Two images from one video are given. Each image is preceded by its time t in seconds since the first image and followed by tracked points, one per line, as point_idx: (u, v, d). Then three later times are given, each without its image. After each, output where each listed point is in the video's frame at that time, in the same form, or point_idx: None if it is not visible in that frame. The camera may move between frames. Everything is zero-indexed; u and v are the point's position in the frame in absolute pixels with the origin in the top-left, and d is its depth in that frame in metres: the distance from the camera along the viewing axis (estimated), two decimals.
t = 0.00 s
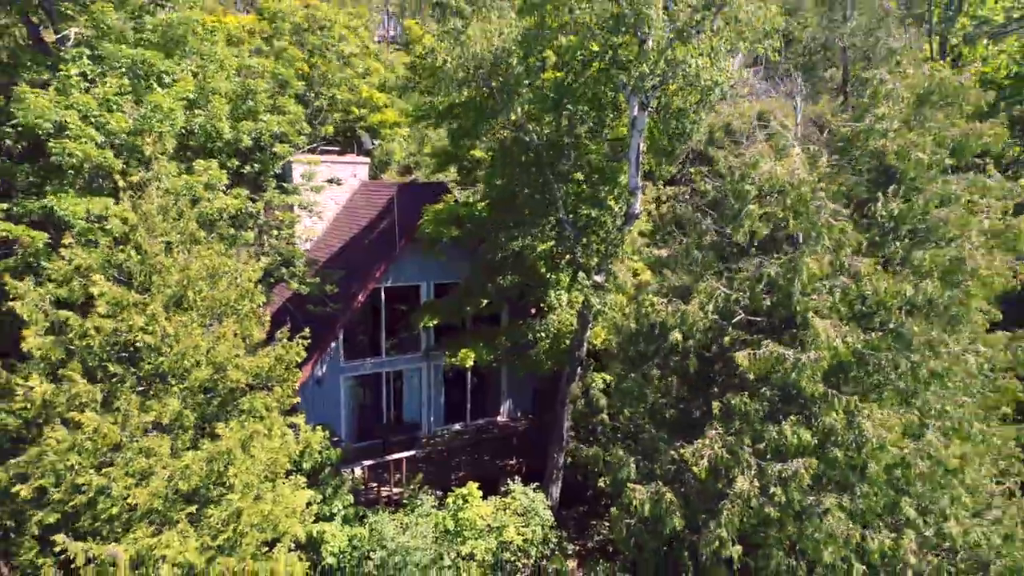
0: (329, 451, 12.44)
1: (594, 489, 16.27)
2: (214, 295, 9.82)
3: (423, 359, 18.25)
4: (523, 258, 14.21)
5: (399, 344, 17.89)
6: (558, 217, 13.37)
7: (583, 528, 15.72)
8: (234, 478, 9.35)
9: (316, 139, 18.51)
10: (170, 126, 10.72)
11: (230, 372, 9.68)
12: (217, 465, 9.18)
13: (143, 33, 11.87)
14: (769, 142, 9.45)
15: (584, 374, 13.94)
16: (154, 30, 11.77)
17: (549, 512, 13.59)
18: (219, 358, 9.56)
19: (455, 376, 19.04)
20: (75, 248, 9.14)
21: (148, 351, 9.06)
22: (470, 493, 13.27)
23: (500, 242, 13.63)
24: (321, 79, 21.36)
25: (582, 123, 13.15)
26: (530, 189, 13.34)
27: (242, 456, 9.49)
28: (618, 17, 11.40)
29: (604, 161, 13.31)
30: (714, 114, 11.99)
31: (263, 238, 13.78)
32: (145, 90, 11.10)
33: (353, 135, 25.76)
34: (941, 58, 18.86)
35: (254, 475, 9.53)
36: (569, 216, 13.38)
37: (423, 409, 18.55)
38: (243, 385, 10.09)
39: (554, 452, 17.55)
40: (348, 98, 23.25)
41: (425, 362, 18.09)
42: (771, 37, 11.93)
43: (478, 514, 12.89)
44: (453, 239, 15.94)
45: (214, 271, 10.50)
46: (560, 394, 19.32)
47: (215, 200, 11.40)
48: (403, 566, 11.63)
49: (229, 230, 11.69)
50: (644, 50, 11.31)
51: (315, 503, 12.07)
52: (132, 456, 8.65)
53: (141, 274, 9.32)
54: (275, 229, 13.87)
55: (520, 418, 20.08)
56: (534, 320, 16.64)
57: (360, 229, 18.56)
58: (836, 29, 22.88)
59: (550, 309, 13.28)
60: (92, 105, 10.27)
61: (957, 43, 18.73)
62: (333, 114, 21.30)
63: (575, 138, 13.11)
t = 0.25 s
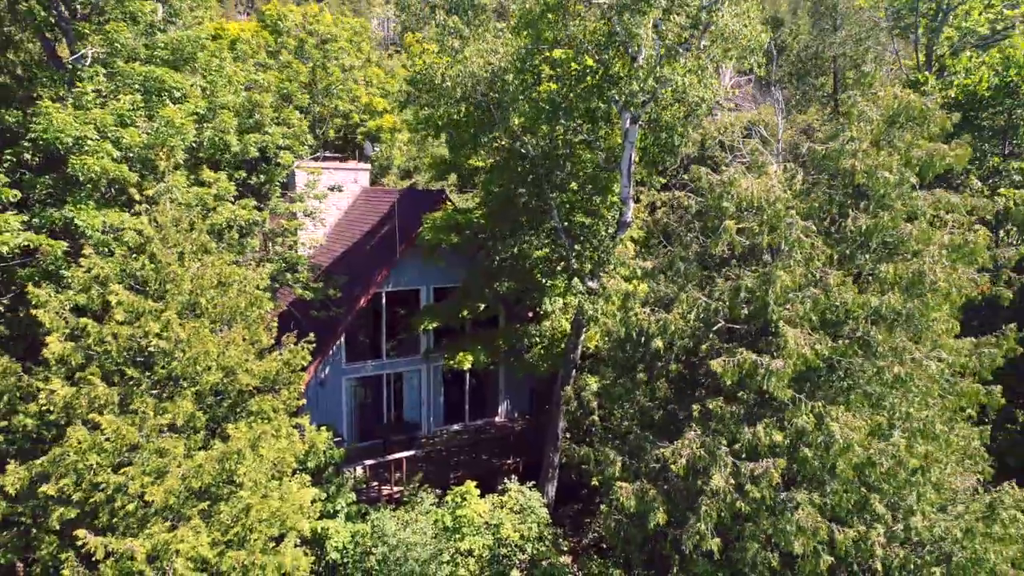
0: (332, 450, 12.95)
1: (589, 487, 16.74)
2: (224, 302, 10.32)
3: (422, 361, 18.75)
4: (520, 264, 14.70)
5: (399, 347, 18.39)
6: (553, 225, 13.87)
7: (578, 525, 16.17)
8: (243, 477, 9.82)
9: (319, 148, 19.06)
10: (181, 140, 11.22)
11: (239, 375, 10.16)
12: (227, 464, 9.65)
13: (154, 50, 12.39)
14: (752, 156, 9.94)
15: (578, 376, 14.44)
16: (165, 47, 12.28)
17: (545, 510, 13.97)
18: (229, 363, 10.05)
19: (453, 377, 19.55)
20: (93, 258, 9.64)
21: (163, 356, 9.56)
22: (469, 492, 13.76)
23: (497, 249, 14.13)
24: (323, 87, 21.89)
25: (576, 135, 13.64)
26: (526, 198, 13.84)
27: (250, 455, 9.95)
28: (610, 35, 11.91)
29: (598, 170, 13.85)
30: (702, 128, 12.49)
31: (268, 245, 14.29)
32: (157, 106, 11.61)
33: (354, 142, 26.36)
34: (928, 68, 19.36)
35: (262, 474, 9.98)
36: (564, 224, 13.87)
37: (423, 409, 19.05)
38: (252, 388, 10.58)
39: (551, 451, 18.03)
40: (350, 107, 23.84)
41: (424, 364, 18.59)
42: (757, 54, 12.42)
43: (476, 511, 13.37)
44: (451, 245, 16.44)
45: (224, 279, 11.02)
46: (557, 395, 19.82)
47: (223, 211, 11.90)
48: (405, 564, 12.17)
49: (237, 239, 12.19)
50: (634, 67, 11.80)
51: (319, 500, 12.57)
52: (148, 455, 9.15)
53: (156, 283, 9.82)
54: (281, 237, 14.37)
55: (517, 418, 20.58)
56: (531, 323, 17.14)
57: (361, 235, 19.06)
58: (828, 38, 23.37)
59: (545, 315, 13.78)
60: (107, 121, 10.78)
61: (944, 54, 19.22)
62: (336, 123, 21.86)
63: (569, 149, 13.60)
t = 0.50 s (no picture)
0: (334, 452, 13.39)
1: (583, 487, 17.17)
2: (232, 310, 10.80)
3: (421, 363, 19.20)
4: (515, 270, 15.12)
5: (398, 349, 18.86)
6: (548, 233, 14.31)
7: (573, 524, 16.59)
8: (248, 478, 10.23)
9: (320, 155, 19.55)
10: (189, 153, 11.67)
11: (245, 379, 10.63)
12: (233, 465, 10.07)
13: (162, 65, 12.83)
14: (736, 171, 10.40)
15: (573, 380, 14.85)
16: (173, 63, 12.73)
17: (540, 509, 14.36)
18: (236, 368, 10.50)
19: (452, 379, 20.01)
20: (106, 269, 10.09)
21: (172, 361, 10.00)
22: (466, 491, 14.18)
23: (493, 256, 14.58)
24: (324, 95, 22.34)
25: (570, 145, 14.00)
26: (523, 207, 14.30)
27: (256, 456, 10.38)
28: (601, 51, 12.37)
29: (592, 179, 14.15)
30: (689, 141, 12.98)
31: (272, 252, 14.73)
32: (165, 120, 12.06)
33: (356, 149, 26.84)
34: (915, 77, 19.83)
35: (266, 474, 10.41)
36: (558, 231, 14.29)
37: (422, 411, 19.51)
38: (257, 391, 11.03)
39: (546, 451, 18.48)
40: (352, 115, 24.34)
41: (423, 367, 19.04)
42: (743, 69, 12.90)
43: (473, 510, 13.80)
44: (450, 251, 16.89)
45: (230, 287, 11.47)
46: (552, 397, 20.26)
47: (228, 220, 12.33)
48: (406, 561, 12.54)
49: (242, 247, 12.63)
50: (625, 82, 12.19)
51: (321, 499, 13.02)
52: (159, 456, 9.60)
53: (166, 292, 10.27)
54: (283, 244, 14.82)
55: (514, 420, 21.04)
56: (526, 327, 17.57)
57: (361, 240, 19.50)
58: (819, 46, 23.84)
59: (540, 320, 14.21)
60: (118, 136, 11.24)
61: (930, 63, 19.67)
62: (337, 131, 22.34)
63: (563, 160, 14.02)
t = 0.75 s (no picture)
0: (335, 455, 13.87)
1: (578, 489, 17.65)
2: (239, 320, 11.28)
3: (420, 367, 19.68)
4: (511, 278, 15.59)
5: (397, 354, 19.35)
6: (542, 243, 14.78)
7: (568, 525, 17.03)
8: (253, 481, 10.69)
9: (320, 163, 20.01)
10: (196, 168, 12.14)
11: (251, 386, 11.10)
12: (240, 468, 10.52)
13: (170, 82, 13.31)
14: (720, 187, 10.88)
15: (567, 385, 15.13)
16: (181, 80, 13.21)
17: (536, 510, 14.67)
18: (242, 375, 10.97)
19: (450, 383, 20.49)
20: (119, 281, 10.57)
21: (181, 369, 10.47)
22: (463, 493, 14.64)
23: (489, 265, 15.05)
24: (325, 104, 22.83)
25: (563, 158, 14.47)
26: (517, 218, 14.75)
27: (261, 460, 10.83)
28: (592, 70, 12.86)
29: (585, 190, 14.54)
30: (677, 156, 13.49)
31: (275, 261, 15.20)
32: (173, 135, 12.53)
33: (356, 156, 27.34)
34: (902, 89, 20.32)
35: (271, 476, 10.86)
36: (552, 241, 14.75)
37: (421, 414, 20.00)
38: (262, 398, 11.50)
39: (541, 454, 18.97)
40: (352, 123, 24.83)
41: (422, 371, 19.52)
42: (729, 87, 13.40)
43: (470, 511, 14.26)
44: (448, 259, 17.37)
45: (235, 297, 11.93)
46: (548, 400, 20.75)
47: (234, 232, 12.81)
48: (405, 560, 13.00)
49: (247, 258, 13.11)
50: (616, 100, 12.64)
51: (323, 501, 13.50)
52: (170, 460, 10.07)
53: (175, 303, 10.75)
54: (286, 253, 15.29)
55: (511, 422, 21.52)
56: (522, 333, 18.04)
57: (361, 247, 19.94)
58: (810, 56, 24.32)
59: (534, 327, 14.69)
60: (129, 152, 11.72)
61: (916, 75, 20.16)
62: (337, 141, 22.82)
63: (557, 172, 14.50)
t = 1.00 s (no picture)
0: (336, 457, 14.29)
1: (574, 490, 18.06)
2: (244, 328, 11.71)
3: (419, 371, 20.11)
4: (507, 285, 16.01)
5: (397, 358, 19.77)
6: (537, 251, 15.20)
7: (564, 526, 17.42)
8: (258, 483, 11.11)
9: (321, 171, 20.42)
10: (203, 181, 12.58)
11: (256, 391, 11.53)
12: (245, 471, 10.95)
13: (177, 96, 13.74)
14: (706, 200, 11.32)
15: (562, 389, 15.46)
16: (187, 95, 13.62)
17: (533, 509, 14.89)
18: (247, 381, 11.40)
19: (448, 386, 20.93)
20: (129, 290, 11.01)
21: (190, 375, 10.91)
22: (461, 494, 15.05)
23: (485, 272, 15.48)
24: (326, 112, 23.27)
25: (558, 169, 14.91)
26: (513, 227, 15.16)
27: (265, 462, 11.24)
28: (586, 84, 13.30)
29: (579, 199, 14.91)
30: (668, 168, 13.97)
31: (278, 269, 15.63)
32: (180, 148, 12.96)
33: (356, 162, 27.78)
34: (891, 98, 20.74)
35: (275, 478, 11.28)
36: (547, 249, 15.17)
37: (420, 416, 20.44)
38: (266, 403, 11.92)
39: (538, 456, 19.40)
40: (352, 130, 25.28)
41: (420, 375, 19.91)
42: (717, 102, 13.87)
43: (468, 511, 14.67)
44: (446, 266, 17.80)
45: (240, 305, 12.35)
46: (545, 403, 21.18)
47: (239, 241, 13.24)
48: (404, 559, 13.43)
49: (252, 267, 13.54)
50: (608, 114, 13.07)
51: (325, 502, 13.93)
52: (179, 463, 10.50)
53: (183, 311, 11.18)
54: (288, 260, 15.72)
55: (508, 424, 21.96)
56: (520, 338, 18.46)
57: (361, 253, 20.34)
58: (803, 63, 24.67)
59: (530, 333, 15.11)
60: (138, 165, 12.16)
61: (904, 85, 20.59)
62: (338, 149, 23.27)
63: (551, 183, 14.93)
